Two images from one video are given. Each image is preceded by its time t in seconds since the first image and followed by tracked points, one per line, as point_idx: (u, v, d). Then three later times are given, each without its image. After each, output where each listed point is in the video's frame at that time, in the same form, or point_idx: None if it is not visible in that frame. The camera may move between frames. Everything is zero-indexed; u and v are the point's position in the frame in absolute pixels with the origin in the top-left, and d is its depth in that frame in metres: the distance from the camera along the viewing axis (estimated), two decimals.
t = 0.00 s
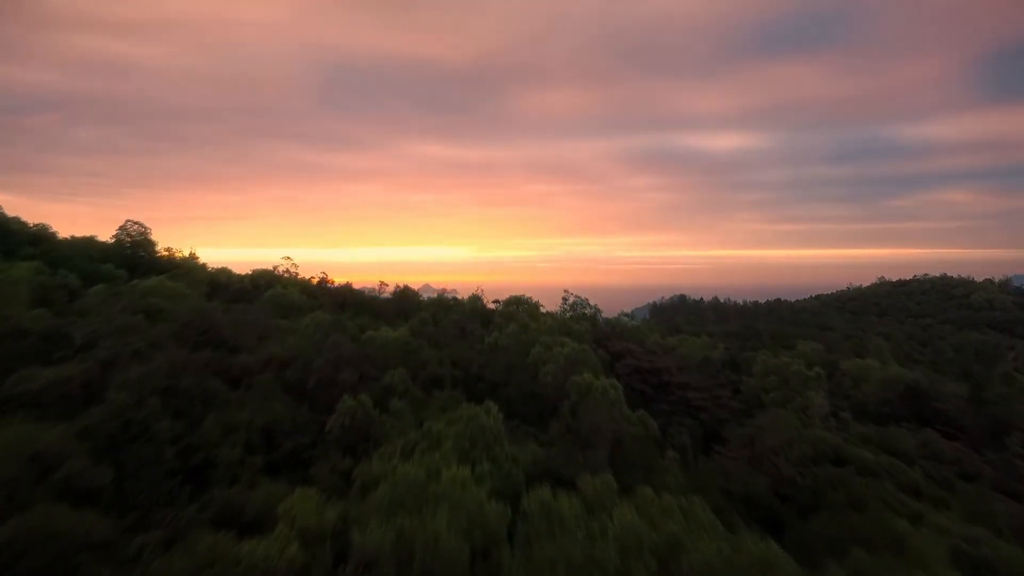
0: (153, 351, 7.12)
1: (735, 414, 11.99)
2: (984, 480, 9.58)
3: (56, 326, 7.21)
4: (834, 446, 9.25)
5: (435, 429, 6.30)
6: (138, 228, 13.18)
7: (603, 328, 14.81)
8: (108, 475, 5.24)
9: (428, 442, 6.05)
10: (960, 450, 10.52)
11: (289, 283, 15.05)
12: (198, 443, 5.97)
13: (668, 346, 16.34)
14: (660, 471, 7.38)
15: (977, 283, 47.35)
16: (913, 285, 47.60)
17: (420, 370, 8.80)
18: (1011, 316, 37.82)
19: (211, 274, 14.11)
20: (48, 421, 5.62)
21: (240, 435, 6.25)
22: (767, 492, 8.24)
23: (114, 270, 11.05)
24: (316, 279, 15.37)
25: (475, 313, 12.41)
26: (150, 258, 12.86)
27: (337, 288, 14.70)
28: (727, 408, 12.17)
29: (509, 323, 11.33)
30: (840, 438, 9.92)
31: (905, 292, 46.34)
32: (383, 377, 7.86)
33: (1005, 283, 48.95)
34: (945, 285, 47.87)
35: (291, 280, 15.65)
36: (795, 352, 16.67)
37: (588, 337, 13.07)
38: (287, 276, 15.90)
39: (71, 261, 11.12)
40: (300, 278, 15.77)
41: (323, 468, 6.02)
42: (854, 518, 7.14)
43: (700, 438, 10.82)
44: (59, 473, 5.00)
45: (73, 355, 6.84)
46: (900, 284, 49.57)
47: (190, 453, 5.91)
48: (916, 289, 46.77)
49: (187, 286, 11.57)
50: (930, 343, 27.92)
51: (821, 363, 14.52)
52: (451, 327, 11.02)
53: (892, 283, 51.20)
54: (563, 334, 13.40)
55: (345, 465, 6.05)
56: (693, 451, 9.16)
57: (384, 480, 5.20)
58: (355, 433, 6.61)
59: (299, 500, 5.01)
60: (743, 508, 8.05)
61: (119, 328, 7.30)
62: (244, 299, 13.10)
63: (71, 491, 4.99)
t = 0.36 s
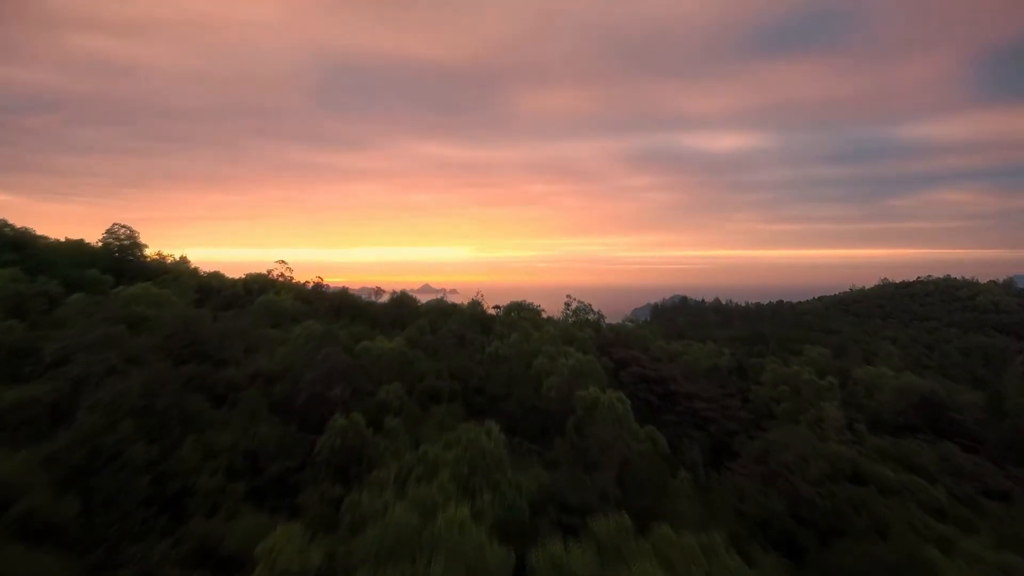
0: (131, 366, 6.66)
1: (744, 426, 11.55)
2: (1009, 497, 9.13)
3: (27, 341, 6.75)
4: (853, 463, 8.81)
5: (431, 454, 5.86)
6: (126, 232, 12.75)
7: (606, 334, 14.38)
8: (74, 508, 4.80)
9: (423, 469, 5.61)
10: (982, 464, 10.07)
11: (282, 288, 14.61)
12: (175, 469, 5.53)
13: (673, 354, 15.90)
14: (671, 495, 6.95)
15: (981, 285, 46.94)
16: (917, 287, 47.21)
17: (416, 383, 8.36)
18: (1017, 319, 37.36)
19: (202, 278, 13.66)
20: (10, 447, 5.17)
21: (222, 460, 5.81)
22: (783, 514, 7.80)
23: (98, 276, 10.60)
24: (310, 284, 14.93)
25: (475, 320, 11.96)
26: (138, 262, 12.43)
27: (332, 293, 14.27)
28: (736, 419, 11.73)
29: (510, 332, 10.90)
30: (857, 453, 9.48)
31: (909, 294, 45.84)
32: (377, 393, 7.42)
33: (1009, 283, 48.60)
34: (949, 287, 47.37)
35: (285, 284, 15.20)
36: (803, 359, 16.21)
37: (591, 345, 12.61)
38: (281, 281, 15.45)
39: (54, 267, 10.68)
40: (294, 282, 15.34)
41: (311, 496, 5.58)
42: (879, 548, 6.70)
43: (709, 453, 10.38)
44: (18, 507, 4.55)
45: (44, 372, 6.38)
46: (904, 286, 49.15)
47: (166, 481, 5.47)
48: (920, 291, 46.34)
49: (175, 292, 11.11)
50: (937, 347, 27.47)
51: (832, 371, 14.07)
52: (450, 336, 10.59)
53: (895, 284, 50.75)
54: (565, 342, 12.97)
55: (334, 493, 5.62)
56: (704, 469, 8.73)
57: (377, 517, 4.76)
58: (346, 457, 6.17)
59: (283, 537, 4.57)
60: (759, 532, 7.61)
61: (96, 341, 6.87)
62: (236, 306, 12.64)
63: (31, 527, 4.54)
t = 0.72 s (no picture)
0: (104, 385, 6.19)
1: (755, 439, 11.09)
2: None
3: None
4: (873, 483, 8.36)
5: (427, 483, 5.40)
6: (114, 236, 12.31)
7: (610, 341, 13.91)
8: (31, 549, 4.31)
9: (418, 502, 5.15)
10: (1006, 480, 9.60)
11: (275, 292, 14.15)
12: (147, 501, 5.06)
13: (679, 362, 15.42)
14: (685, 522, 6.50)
15: (986, 287, 46.44)
16: (922, 290, 46.73)
17: (412, 399, 7.90)
18: None
19: (192, 283, 13.19)
20: None
21: (200, 489, 5.34)
22: (802, 539, 7.34)
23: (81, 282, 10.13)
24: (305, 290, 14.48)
25: (474, 329, 11.49)
26: (126, 267, 11.98)
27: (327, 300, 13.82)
28: (746, 430, 11.26)
29: (511, 342, 10.43)
30: (877, 469, 9.02)
31: (913, 296, 45.33)
32: (370, 412, 6.96)
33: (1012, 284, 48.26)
34: (953, 289, 46.86)
35: (279, 289, 14.74)
36: (813, 366, 15.74)
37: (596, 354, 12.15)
38: (275, 286, 14.99)
39: (35, 272, 10.22)
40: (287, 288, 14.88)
41: (296, 529, 5.11)
42: None
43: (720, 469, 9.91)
44: None
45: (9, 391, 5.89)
46: (908, 288, 48.66)
47: (137, 513, 4.99)
48: (924, 293, 45.85)
49: (162, 299, 10.65)
50: (945, 351, 26.97)
51: (844, 380, 13.61)
52: (448, 346, 10.12)
53: (898, 286, 50.29)
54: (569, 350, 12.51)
55: (321, 527, 5.16)
56: (717, 488, 8.26)
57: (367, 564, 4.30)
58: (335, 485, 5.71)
59: None
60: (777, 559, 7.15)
61: (68, 356, 6.39)
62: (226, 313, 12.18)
63: None
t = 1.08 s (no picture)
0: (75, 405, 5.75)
1: (767, 451, 10.65)
2: None
3: None
4: (895, 502, 7.93)
5: (423, 514, 4.97)
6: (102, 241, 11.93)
7: (614, 348, 13.49)
8: None
9: (413, 538, 4.72)
10: None
11: (269, 298, 13.72)
12: (116, 535, 4.62)
13: (684, 369, 15.01)
14: (700, 549, 6.07)
15: (991, 289, 45.99)
16: (926, 292, 46.32)
17: (408, 414, 7.46)
18: None
19: (182, 288, 12.76)
20: None
21: (175, 520, 4.90)
22: (822, 565, 6.90)
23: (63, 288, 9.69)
24: (300, 295, 14.08)
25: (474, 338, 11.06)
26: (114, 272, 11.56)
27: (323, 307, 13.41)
28: (757, 441, 10.83)
29: (513, 350, 10.02)
30: (897, 487, 8.58)
31: (917, 298, 44.86)
32: (363, 431, 6.53)
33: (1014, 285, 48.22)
34: (958, 290, 46.39)
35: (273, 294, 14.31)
36: (822, 373, 15.30)
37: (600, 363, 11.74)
38: (269, 291, 14.56)
39: (18, 277, 9.79)
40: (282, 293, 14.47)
41: (279, 566, 4.68)
42: None
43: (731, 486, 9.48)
44: None
45: None
46: (912, 290, 48.25)
47: (105, 549, 4.55)
48: (928, 295, 45.42)
49: (148, 306, 10.21)
50: (953, 356, 26.51)
51: (856, 388, 13.17)
52: (447, 356, 9.69)
53: (902, 288, 49.87)
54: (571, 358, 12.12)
55: (306, 564, 4.73)
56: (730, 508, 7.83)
57: None
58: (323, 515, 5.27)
59: None
60: None
61: (38, 372, 5.97)
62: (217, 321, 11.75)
63: None
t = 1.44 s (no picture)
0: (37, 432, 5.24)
1: (781, 467, 10.15)
2: None
3: None
4: (924, 527, 7.42)
5: (418, 557, 4.46)
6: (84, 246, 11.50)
7: (619, 357, 13.00)
8: None
9: None
10: None
11: (261, 305, 13.21)
12: None
13: (691, 378, 14.51)
14: None
15: (996, 292, 45.53)
16: (930, 295, 45.84)
17: (404, 435, 6.96)
18: None
19: (170, 295, 12.27)
20: None
21: (142, 562, 4.40)
22: None
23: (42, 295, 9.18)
24: (292, 302, 13.59)
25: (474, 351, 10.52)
26: (99, 276, 11.05)
27: (316, 315, 12.91)
28: (771, 456, 10.33)
29: (515, 363, 9.53)
30: (923, 510, 8.07)
31: (921, 301, 44.30)
32: (353, 457, 6.03)
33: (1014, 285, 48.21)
34: (962, 292, 45.86)
35: (265, 300, 13.81)
36: (833, 383, 14.78)
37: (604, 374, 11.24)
38: (261, 297, 14.05)
39: None
40: (274, 300, 13.98)
41: None
42: None
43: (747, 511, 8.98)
44: None
45: None
46: (915, 293, 47.79)
47: None
48: (933, 298, 44.98)
49: (131, 316, 9.70)
50: (962, 361, 26.02)
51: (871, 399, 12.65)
52: (446, 369, 9.20)
53: (906, 290, 49.30)
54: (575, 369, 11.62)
55: None
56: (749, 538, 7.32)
57: None
58: (308, 555, 4.76)
59: None
60: None
61: None
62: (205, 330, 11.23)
63: None
